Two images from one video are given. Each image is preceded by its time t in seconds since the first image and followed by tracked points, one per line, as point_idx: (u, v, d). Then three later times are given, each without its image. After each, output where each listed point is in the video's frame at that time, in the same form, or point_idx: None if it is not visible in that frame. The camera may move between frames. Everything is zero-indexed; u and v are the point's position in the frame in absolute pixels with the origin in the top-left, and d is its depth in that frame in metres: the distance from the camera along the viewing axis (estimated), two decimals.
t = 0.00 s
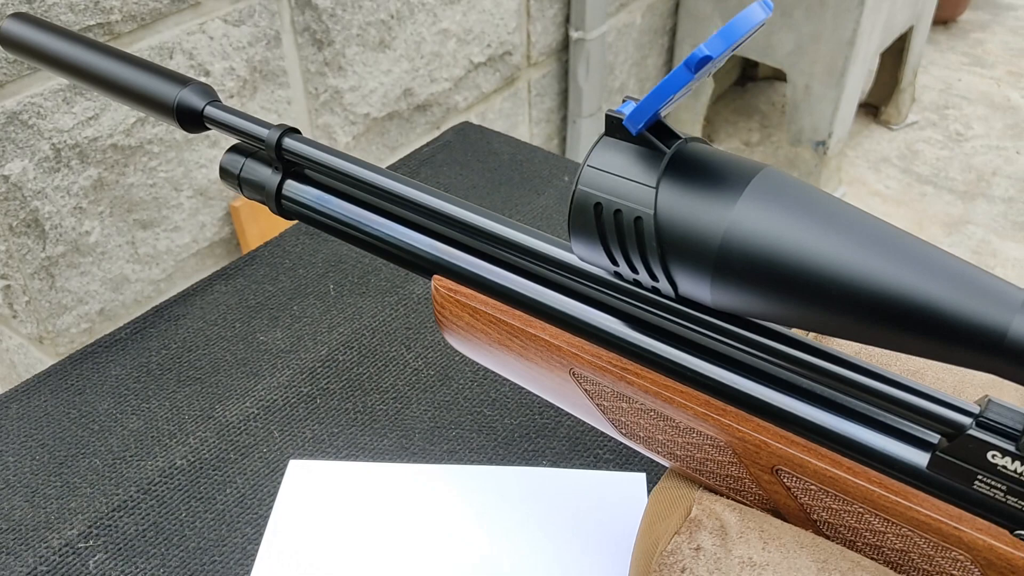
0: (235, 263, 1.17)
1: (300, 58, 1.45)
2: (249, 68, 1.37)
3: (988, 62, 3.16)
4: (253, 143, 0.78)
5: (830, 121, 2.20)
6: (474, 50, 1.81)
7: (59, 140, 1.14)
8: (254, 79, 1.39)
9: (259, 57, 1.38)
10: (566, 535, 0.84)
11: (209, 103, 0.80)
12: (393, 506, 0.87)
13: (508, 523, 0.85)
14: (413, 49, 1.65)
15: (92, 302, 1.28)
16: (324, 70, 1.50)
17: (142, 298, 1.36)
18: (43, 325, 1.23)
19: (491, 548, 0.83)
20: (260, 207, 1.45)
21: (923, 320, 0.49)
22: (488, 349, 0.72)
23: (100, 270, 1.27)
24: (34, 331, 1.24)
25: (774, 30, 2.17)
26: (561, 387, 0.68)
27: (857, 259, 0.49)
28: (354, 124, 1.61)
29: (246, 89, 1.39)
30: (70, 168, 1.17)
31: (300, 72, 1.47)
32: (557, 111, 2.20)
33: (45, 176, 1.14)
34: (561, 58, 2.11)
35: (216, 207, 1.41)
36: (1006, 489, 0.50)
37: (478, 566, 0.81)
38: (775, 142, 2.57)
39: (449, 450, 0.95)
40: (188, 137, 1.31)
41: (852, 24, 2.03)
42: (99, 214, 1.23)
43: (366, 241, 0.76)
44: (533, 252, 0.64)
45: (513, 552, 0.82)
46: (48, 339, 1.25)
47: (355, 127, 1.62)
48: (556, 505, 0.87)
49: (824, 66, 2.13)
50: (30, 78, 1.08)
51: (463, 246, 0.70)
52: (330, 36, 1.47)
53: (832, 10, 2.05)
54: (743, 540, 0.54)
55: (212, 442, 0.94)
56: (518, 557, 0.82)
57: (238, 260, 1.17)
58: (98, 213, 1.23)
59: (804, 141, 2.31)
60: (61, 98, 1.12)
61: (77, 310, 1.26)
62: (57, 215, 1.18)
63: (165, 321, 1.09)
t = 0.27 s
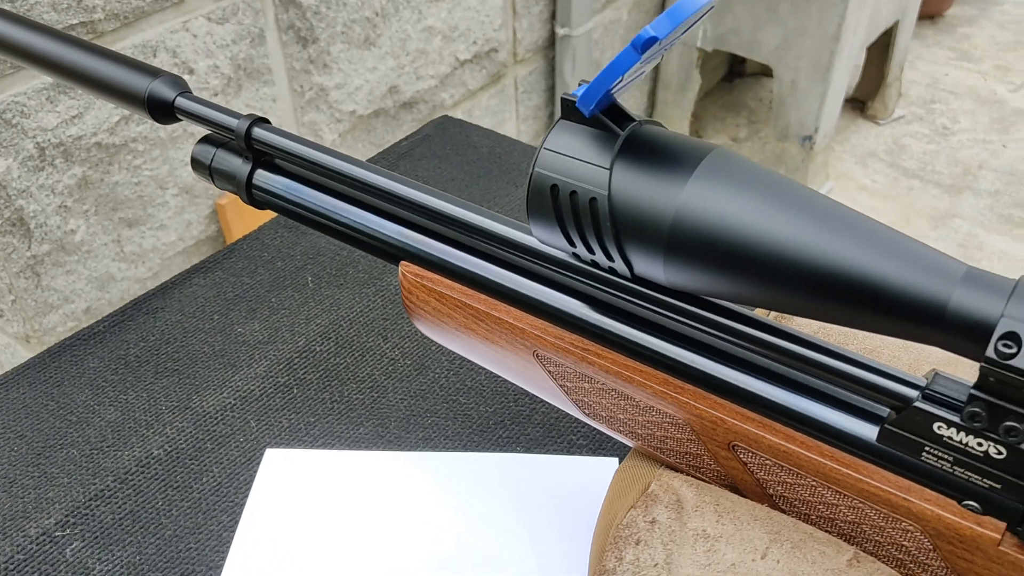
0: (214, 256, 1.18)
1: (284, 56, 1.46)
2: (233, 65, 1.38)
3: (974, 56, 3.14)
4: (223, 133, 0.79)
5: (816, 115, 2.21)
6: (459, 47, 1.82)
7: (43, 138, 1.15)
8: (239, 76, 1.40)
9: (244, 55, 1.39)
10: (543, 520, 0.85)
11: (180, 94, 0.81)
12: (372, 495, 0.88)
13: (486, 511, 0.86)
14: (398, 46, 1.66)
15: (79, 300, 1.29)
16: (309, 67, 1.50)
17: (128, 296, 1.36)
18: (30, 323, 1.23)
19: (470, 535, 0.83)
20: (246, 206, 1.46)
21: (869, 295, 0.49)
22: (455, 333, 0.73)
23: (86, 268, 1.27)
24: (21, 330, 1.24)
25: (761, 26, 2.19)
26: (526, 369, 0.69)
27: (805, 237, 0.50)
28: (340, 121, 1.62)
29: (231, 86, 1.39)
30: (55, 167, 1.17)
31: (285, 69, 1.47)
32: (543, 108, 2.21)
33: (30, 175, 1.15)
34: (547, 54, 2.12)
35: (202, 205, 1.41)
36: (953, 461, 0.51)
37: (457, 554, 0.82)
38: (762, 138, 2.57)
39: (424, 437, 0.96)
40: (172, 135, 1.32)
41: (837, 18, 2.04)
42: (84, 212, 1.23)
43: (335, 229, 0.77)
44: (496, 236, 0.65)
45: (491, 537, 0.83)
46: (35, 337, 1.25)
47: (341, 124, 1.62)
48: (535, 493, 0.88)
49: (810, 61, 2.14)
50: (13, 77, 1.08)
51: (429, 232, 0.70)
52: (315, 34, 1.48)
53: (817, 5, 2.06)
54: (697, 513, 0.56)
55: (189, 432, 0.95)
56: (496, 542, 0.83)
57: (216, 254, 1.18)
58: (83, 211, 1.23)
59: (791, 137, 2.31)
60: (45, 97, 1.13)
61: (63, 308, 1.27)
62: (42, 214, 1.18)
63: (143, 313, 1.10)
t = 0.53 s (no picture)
0: (191, 252, 1.19)
1: (267, 55, 1.46)
2: (216, 65, 1.39)
3: (958, 52, 3.12)
4: (192, 125, 0.80)
5: (802, 111, 2.20)
6: (444, 45, 1.81)
7: (26, 138, 1.15)
8: (222, 76, 1.40)
9: (226, 55, 1.39)
10: (516, 506, 0.86)
11: (148, 88, 0.82)
12: (348, 484, 0.89)
13: (459, 500, 0.87)
14: (382, 45, 1.66)
15: (63, 301, 1.29)
16: (293, 67, 1.51)
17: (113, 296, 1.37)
18: (15, 323, 1.24)
19: (446, 523, 0.84)
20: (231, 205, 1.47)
21: (811, 273, 0.51)
22: (419, 318, 0.74)
23: (71, 268, 1.28)
24: (7, 330, 1.25)
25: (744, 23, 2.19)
26: (489, 352, 0.70)
27: (749, 217, 0.52)
28: (325, 120, 1.62)
29: (213, 86, 1.40)
30: (38, 167, 1.18)
31: (268, 68, 1.48)
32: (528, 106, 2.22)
33: (13, 175, 1.15)
34: (532, 52, 2.13)
35: (186, 205, 1.42)
36: (896, 432, 0.53)
37: (432, 541, 0.83)
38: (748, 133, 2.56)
39: (397, 425, 0.97)
40: (155, 134, 1.33)
41: (820, 15, 2.04)
42: (68, 212, 1.24)
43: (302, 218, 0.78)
44: (457, 222, 0.66)
45: (466, 523, 0.84)
46: (20, 338, 1.26)
47: (326, 123, 1.63)
48: (510, 481, 0.89)
49: (794, 58, 2.13)
50: None
51: (395, 220, 0.72)
52: (298, 33, 1.48)
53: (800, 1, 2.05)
54: (651, 488, 0.56)
55: (165, 424, 0.96)
56: (470, 527, 0.84)
57: (193, 249, 1.19)
58: (67, 211, 1.24)
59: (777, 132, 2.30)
60: (27, 98, 1.13)
61: (48, 309, 1.27)
62: (26, 214, 1.19)
63: (120, 307, 1.11)
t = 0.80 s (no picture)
0: (169, 248, 1.19)
1: (250, 54, 1.47)
2: (199, 65, 1.39)
3: (943, 47, 3.05)
4: (161, 118, 0.80)
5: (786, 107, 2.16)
6: (428, 44, 1.81)
7: (8, 140, 1.15)
8: (205, 76, 1.41)
9: (209, 54, 1.40)
10: (488, 494, 0.87)
11: (118, 81, 0.83)
12: (324, 475, 0.90)
13: (433, 490, 0.88)
14: (366, 44, 1.66)
15: (48, 301, 1.29)
16: (276, 66, 1.51)
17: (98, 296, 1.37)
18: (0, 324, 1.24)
19: (422, 510, 0.85)
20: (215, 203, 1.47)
21: (758, 251, 0.52)
22: (386, 306, 0.75)
23: (55, 269, 1.28)
24: None
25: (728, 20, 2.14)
26: (454, 338, 0.71)
27: (697, 197, 0.53)
28: (309, 120, 1.62)
29: (197, 85, 1.41)
30: (21, 168, 1.18)
31: (251, 67, 1.48)
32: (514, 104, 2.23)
33: None
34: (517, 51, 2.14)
35: (170, 204, 1.42)
36: (844, 407, 0.54)
37: (408, 531, 0.84)
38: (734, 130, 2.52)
39: (372, 415, 0.98)
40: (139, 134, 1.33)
41: (803, 11, 2.00)
42: (52, 213, 1.24)
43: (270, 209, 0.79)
44: (420, 209, 0.67)
45: (440, 509, 0.86)
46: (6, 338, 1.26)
47: (310, 122, 1.63)
48: (484, 471, 0.90)
49: (777, 54, 2.09)
50: None
51: (361, 209, 0.73)
52: (281, 33, 1.48)
53: None
54: (607, 466, 0.58)
55: (141, 416, 0.97)
56: (444, 514, 0.85)
57: (171, 245, 1.20)
58: (51, 212, 1.24)
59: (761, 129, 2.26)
60: (9, 99, 1.13)
61: (33, 310, 1.28)
62: (9, 215, 1.19)
63: (97, 302, 1.12)
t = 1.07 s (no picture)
0: (150, 245, 1.20)
1: (235, 55, 1.47)
2: (184, 66, 1.40)
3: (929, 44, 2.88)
4: (138, 114, 0.81)
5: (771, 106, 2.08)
6: (414, 44, 1.81)
7: None
8: (189, 76, 1.41)
9: (194, 55, 1.40)
10: (466, 483, 0.88)
11: (96, 79, 0.84)
12: (303, 468, 0.91)
13: (411, 483, 0.89)
14: (352, 45, 1.65)
15: (35, 303, 1.30)
16: (261, 66, 1.51)
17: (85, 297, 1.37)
18: None
19: (404, 497, 0.87)
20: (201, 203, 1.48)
21: (717, 236, 0.53)
22: (361, 297, 0.75)
23: (42, 270, 1.29)
24: None
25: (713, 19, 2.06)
26: (428, 327, 0.72)
27: (658, 184, 0.54)
28: (296, 120, 1.62)
29: (182, 86, 1.41)
30: (5, 170, 1.18)
31: (236, 68, 1.48)
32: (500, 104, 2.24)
33: None
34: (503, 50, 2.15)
35: (156, 205, 1.43)
36: (804, 388, 0.55)
37: (385, 525, 0.85)
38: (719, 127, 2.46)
39: (352, 408, 0.98)
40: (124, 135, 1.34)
41: (787, 10, 1.92)
42: (38, 214, 1.25)
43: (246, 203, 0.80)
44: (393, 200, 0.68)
45: (419, 498, 0.87)
46: None
47: (296, 123, 1.63)
48: (462, 462, 0.90)
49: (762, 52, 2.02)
50: None
51: (335, 202, 0.74)
52: (265, 33, 1.48)
53: None
54: (575, 449, 0.59)
55: (122, 411, 0.98)
56: (424, 504, 0.87)
57: (153, 243, 1.20)
58: (36, 214, 1.25)
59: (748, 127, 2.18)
60: None
61: (19, 311, 1.28)
62: None
63: (79, 300, 1.12)
